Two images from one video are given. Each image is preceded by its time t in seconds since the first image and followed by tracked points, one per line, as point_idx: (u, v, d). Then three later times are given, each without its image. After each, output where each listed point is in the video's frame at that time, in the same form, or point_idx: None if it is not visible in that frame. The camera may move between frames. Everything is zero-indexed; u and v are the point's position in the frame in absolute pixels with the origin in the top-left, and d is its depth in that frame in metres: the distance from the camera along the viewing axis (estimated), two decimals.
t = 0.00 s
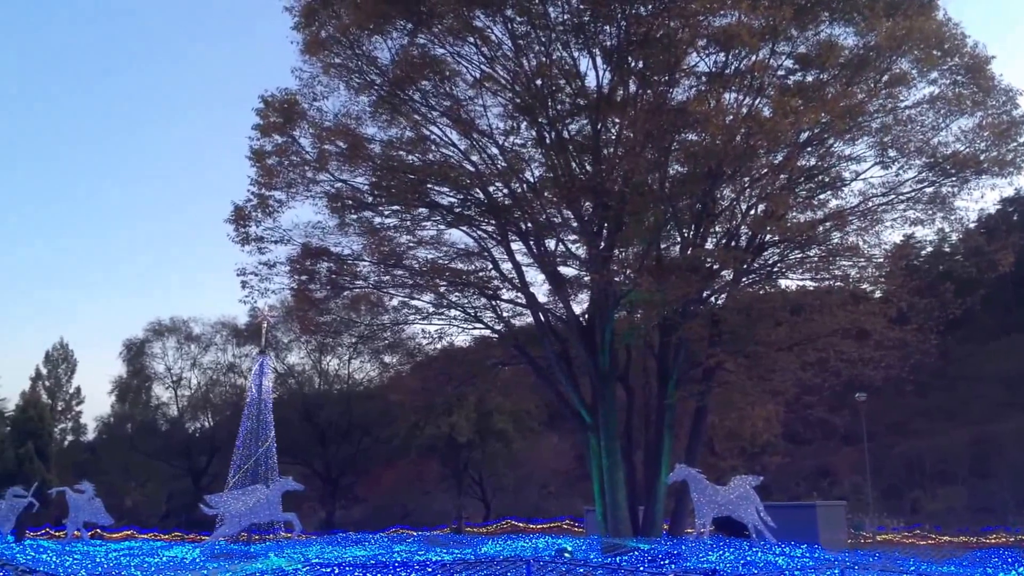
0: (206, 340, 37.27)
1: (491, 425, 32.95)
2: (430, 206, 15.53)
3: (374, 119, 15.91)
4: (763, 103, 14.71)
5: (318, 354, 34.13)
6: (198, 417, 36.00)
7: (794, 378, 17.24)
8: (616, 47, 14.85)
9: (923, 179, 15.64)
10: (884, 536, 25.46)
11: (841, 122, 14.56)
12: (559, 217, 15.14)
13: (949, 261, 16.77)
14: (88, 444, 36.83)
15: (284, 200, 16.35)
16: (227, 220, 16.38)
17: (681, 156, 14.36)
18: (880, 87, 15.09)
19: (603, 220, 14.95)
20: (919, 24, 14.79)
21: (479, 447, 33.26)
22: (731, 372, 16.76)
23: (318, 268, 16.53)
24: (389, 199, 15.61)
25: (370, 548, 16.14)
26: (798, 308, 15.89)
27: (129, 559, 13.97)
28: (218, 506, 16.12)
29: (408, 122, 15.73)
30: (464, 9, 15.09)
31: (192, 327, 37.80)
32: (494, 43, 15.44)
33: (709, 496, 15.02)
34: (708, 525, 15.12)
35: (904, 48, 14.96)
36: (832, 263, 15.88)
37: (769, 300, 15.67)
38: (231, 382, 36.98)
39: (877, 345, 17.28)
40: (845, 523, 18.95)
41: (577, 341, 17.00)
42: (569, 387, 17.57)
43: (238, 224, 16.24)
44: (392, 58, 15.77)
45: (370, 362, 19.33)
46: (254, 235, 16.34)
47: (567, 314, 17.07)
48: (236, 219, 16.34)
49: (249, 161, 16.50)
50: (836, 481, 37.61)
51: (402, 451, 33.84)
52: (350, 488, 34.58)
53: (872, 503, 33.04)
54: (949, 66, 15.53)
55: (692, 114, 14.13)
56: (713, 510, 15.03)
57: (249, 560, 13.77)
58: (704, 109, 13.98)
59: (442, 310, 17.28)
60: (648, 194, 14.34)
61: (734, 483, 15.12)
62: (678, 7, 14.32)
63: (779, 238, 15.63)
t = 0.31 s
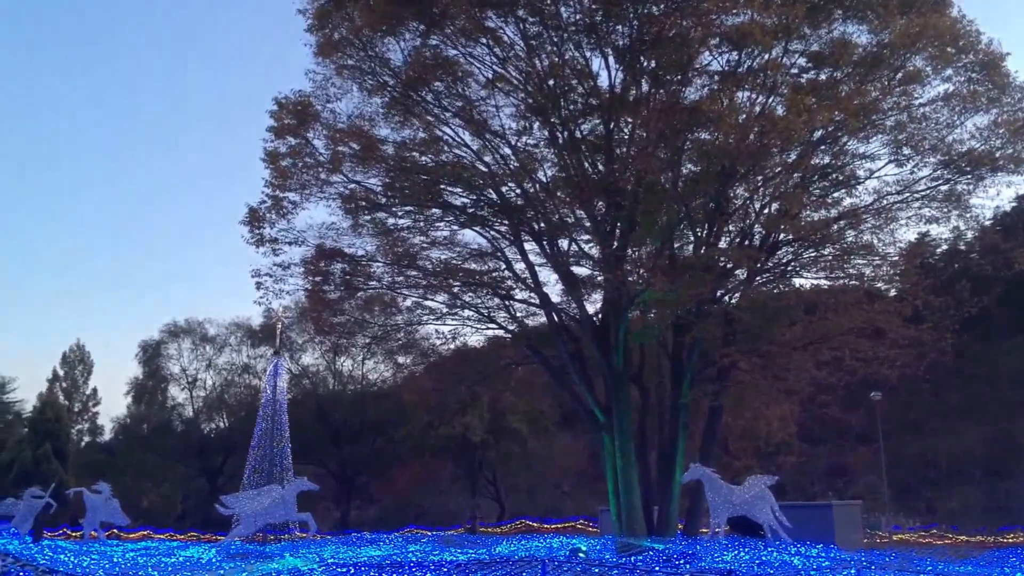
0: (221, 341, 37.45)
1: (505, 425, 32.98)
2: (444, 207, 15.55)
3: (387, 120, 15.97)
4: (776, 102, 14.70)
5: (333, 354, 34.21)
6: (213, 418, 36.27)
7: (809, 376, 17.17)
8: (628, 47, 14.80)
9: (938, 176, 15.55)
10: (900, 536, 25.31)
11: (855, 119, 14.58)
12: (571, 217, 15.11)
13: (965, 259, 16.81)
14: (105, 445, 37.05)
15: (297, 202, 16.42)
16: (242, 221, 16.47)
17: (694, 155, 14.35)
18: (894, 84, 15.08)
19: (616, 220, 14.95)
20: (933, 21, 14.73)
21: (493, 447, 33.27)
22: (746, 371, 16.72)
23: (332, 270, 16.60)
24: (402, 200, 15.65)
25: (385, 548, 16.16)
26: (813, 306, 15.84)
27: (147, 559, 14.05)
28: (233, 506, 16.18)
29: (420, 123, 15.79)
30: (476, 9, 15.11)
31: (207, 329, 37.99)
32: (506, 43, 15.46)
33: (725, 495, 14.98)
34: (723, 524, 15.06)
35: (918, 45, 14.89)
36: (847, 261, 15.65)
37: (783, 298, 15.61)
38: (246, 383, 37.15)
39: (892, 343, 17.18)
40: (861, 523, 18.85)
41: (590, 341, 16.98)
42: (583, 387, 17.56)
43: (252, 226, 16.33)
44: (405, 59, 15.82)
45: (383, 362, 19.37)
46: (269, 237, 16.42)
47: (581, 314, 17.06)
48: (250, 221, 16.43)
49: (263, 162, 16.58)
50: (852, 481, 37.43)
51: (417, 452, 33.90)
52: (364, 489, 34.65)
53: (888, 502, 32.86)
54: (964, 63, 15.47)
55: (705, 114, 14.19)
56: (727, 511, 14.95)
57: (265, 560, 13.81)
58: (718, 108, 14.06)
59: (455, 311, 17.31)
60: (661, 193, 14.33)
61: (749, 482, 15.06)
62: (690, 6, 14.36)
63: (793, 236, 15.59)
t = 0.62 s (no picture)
0: (236, 342, 37.65)
1: (519, 425, 32.99)
2: (457, 207, 15.58)
3: (401, 121, 16.03)
4: (789, 100, 14.68)
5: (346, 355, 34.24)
6: (229, 419, 36.46)
7: (824, 375, 17.12)
8: (640, 47, 14.78)
9: (954, 174, 15.48)
10: (917, 535, 25.17)
11: (869, 117, 14.55)
12: (584, 217, 15.16)
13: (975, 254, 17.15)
14: (122, 446, 37.30)
15: (311, 203, 16.49)
16: (257, 223, 16.57)
17: (707, 155, 14.35)
18: (908, 82, 15.02)
19: (629, 220, 14.93)
20: (947, 18, 14.68)
21: (507, 447, 33.28)
22: (760, 370, 16.73)
23: (346, 270, 16.68)
24: (415, 200, 15.70)
25: (400, 549, 16.20)
26: (827, 305, 15.68)
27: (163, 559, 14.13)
28: (249, 507, 16.26)
29: (433, 124, 15.84)
30: (489, 10, 15.12)
31: (223, 330, 38.20)
32: (518, 44, 15.48)
33: (739, 495, 14.97)
34: (738, 525, 15.03)
35: (933, 42, 14.83)
36: (861, 259, 15.67)
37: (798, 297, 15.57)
38: (261, 383, 37.31)
39: (908, 342, 17.11)
40: (877, 522, 18.78)
41: (604, 340, 16.95)
42: (597, 387, 17.55)
43: (267, 227, 16.42)
44: (418, 61, 15.88)
45: (398, 363, 19.40)
46: (283, 238, 16.50)
47: (594, 314, 17.05)
48: (265, 223, 16.53)
49: (277, 164, 16.67)
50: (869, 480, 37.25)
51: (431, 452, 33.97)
52: (379, 489, 34.74)
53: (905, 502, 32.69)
54: (979, 60, 15.40)
55: (718, 112, 14.25)
56: (742, 509, 14.86)
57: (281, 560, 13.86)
58: (730, 107, 14.12)
59: (469, 311, 17.33)
60: (674, 192, 14.33)
61: (764, 483, 15.02)
62: (702, 6, 14.39)
63: (807, 235, 15.47)
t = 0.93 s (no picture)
0: (251, 343, 37.84)
1: (533, 425, 32.99)
2: (470, 208, 15.60)
3: (413, 122, 16.08)
4: (803, 99, 14.64)
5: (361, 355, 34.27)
6: (244, 419, 36.63)
7: (839, 374, 17.04)
8: (652, 45, 14.80)
9: (969, 171, 15.39)
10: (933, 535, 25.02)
11: (883, 115, 14.50)
12: (597, 217, 15.11)
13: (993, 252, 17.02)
14: (138, 447, 37.53)
15: (325, 204, 16.55)
16: (271, 224, 16.65)
17: (720, 154, 14.35)
18: (922, 79, 14.93)
19: (642, 219, 14.90)
20: (961, 15, 14.61)
21: (521, 447, 33.27)
22: (774, 369, 16.60)
23: (360, 271, 16.76)
24: (428, 201, 15.73)
25: (414, 549, 16.22)
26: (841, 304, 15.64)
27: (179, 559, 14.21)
28: (264, 507, 16.36)
29: (446, 125, 15.87)
30: (501, 10, 15.11)
31: (238, 331, 38.39)
32: (530, 44, 15.48)
33: (754, 495, 14.85)
34: (753, 525, 14.92)
35: (947, 39, 14.75)
36: (876, 258, 15.57)
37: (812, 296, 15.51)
38: (276, 384, 37.46)
39: (923, 341, 17.02)
40: (894, 522, 18.69)
41: (618, 340, 16.90)
42: (611, 386, 17.54)
43: (281, 228, 16.50)
44: (430, 62, 15.92)
45: (411, 363, 19.42)
46: (297, 239, 16.58)
47: (608, 314, 17.01)
48: (279, 224, 16.61)
49: (291, 166, 16.76)
50: (885, 479, 37.06)
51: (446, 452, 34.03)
52: (393, 489, 34.81)
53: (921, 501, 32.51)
54: (994, 57, 15.31)
55: (730, 111, 14.26)
56: (757, 508, 14.72)
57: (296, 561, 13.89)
58: (743, 105, 14.13)
59: (482, 311, 17.34)
60: (687, 191, 14.34)
61: (779, 482, 14.89)
62: (713, 5, 14.32)
63: (821, 234, 15.32)
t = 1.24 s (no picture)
0: (265, 344, 37.99)
1: (548, 425, 32.98)
2: (483, 208, 15.62)
3: (426, 123, 16.12)
4: (816, 97, 14.61)
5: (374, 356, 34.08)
6: (259, 420, 36.76)
7: (854, 373, 16.98)
8: (665, 45, 14.76)
9: (984, 169, 15.32)
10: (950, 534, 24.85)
11: (897, 113, 14.46)
12: (610, 217, 15.14)
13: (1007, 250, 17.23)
14: (155, 448, 37.72)
15: (339, 206, 16.64)
16: (286, 226, 16.74)
17: (733, 153, 14.34)
18: (937, 77, 14.84)
19: (655, 219, 14.87)
20: (976, 12, 14.53)
21: (535, 447, 33.26)
22: (788, 368, 16.79)
23: (374, 272, 16.83)
24: (442, 202, 15.76)
25: (429, 548, 16.25)
26: (856, 303, 15.52)
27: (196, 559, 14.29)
28: (280, 508, 16.41)
29: (459, 126, 15.90)
30: (512, 11, 15.12)
31: (253, 332, 38.55)
32: (543, 44, 15.49)
33: (769, 495, 14.77)
34: (768, 524, 14.85)
35: (962, 36, 14.67)
36: (891, 256, 15.61)
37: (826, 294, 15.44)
38: (290, 385, 37.57)
39: (939, 339, 16.92)
40: (910, 522, 18.59)
41: (631, 339, 16.88)
42: (625, 386, 17.52)
43: (295, 230, 16.59)
44: (443, 63, 15.96)
45: (425, 363, 19.45)
46: (311, 241, 16.66)
47: (621, 314, 16.99)
48: (293, 226, 16.69)
49: (305, 167, 16.83)
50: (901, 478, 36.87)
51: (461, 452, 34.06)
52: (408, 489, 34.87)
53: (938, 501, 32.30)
54: (1009, 54, 15.21)
55: (743, 110, 14.33)
56: (772, 508, 14.65)
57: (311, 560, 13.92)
58: (757, 104, 14.20)
59: (496, 311, 17.36)
60: (701, 190, 14.33)
61: (794, 481, 14.82)
62: (726, 4, 14.36)
63: (836, 232, 15.35)
